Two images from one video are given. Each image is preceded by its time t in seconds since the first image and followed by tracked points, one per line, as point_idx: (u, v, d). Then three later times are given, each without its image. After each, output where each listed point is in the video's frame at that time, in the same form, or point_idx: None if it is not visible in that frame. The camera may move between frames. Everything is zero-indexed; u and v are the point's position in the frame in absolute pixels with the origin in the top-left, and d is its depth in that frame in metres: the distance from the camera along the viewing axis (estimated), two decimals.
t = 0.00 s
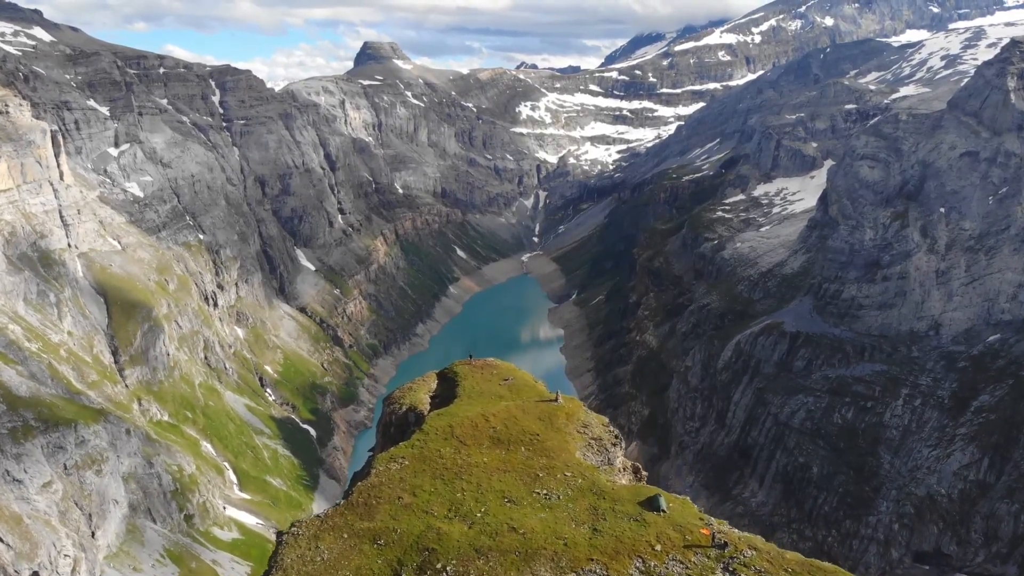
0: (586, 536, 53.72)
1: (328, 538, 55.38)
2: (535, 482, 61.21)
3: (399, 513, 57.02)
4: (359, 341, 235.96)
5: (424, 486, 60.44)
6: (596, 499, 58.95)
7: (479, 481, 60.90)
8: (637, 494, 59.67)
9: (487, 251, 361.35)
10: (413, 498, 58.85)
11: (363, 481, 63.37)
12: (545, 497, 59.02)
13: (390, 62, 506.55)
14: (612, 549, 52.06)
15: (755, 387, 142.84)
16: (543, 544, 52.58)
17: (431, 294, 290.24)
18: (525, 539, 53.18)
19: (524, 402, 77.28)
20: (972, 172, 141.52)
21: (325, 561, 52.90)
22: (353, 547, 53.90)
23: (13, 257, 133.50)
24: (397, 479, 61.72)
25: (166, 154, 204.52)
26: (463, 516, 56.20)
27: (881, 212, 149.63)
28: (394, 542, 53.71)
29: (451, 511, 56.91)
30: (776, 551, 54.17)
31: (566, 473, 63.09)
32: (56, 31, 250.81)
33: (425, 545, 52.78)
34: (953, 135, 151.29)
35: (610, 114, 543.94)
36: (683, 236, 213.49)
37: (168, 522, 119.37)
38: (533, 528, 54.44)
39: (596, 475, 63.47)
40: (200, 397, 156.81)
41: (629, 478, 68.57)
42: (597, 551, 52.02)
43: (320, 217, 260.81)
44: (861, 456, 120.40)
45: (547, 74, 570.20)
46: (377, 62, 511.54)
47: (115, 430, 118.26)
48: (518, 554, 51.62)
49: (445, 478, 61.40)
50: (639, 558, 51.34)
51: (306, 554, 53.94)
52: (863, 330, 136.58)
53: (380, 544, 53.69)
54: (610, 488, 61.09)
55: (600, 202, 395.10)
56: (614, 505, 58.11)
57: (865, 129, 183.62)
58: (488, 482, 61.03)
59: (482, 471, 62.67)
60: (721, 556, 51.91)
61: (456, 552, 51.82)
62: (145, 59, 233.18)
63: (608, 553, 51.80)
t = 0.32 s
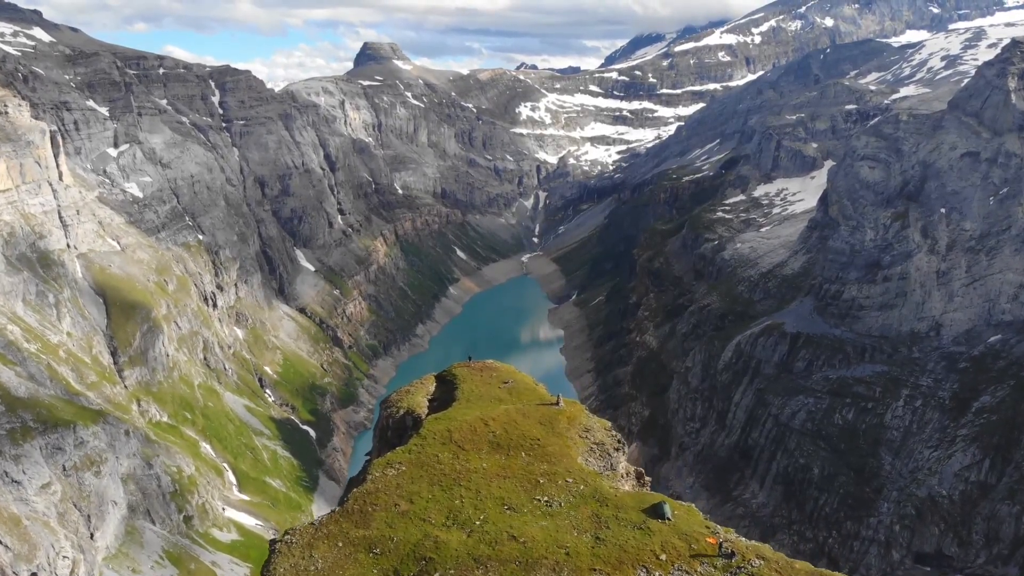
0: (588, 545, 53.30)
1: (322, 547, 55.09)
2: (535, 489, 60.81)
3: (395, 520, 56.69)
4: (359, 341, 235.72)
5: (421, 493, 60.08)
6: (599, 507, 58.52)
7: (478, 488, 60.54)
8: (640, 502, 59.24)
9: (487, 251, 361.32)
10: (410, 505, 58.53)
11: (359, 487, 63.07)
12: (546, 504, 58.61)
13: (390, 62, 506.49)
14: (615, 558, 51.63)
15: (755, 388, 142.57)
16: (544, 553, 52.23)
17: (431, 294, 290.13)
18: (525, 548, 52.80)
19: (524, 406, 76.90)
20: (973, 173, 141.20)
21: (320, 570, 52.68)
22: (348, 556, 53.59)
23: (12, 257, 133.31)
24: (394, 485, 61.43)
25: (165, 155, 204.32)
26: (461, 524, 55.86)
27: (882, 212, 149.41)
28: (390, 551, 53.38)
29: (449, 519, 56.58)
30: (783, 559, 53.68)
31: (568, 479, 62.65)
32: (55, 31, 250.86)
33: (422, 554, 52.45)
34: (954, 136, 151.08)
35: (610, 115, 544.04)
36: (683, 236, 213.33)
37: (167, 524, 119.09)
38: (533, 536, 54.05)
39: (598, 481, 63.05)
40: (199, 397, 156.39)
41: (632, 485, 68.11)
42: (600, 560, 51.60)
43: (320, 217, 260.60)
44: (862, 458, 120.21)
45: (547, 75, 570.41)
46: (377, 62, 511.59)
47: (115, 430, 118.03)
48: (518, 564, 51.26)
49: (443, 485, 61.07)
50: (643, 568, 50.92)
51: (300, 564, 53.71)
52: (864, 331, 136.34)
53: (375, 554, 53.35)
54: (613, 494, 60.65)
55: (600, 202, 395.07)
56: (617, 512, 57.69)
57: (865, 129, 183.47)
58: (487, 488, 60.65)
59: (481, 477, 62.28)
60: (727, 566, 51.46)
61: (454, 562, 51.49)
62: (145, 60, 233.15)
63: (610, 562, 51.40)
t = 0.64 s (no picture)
0: (591, 554, 52.98)
1: (317, 555, 54.55)
2: (536, 495, 60.50)
3: (392, 528, 56.28)
4: (359, 342, 235.47)
5: (419, 500, 59.69)
6: (601, 514, 58.19)
7: (477, 495, 60.19)
8: (643, 509, 58.96)
9: (487, 252, 361.17)
10: (407, 512, 58.15)
11: (356, 492, 62.80)
12: (547, 511, 58.25)
13: (390, 62, 506.38)
14: (618, 568, 51.24)
15: (756, 388, 142.35)
16: (545, 563, 51.85)
17: (430, 295, 289.95)
18: (526, 557, 52.46)
19: (524, 409, 76.70)
20: (974, 173, 140.96)
21: None
22: (343, 564, 53.11)
23: (11, 258, 133.15)
24: (390, 491, 61.13)
25: (164, 155, 204.12)
26: (460, 532, 55.46)
27: (882, 212, 149.18)
28: (387, 560, 52.93)
29: (447, 526, 56.21)
30: (792, 569, 53.21)
31: (569, 485, 62.33)
32: (55, 31, 250.75)
33: (420, 564, 52.06)
34: (954, 136, 150.86)
35: (610, 115, 544.03)
36: (683, 236, 213.14)
37: (166, 524, 118.97)
38: (534, 545, 53.69)
39: (601, 487, 62.72)
40: (199, 398, 156.11)
41: (635, 490, 67.79)
42: (603, 570, 51.22)
43: (320, 218, 260.36)
44: (863, 458, 120.06)
45: (547, 75, 570.52)
46: (377, 62, 511.68)
47: (114, 431, 117.82)
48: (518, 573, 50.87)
49: (441, 491, 60.75)
50: None
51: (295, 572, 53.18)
52: (864, 332, 136.11)
53: (371, 562, 52.89)
54: (616, 502, 60.28)
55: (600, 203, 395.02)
56: (620, 520, 57.41)
57: (866, 128, 183.19)
58: (487, 495, 60.29)
59: (480, 483, 61.95)
60: None
61: (453, 572, 51.08)
62: (144, 60, 233.20)
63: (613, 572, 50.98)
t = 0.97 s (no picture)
0: (593, 562, 51.72)
1: (311, 562, 53.39)
2: (536, 501, 59.53)
3: (388, 535, 55.14)
4: (358, 341, 235.13)
5: (416, 506, 58.67)
6: (604, 520, 57.09)
7: (476, 501, 59.17)
8: (647, 515, 57.79)
9: (487, 251, 360.79)
10: (404, 519, 57.09)
11: (352, 498, 61.91)
12: (548, 518, 57.14)
13: (389, 62, 506.28)
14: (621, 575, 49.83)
15: (756, 388, 142.17)
16: (546, 571, 50.62)
17: (430, 294, 289.63)
18: (526, 565, 51.31)
19: (525, 412, 76.08)
20: (975, 172, 140.73)
21: None
22: (338, 572, 51.89)
23: (10, 258, 132.91)
24: (387, 496, 60.16)
25: (164, 155, 203.86)
26: (458, 539, 54.37)
27: (883, 212, 148.89)
28: (382, 567, 51.73)
29: (444, 533, 55.05)
30: None
31: (571, 491, 61.31)
32: (55, 31, 250.56)
33: (416, 571, 50.87)
34: (955, 135, 150.57)
35: (610, 115, 543.72)
36: (683, 236, 212.77)
37: (165, 524, 118.86)
38: (534, 553, 52.54)
39: (603, 493, 61.64)
40: (198, 398, 155.77)
41: (638, 495, 66.64)
42: None
43: (320, 217, 259.96)
44: (863, 458, 119.96)
45: (547, 75, 570.13)
46: (377, 62, 511.52)
47: (113, 431, 117.58)
48: None
49: (440, 497, 59.77)
50: None
51: None
52: (865, 331, 135.93)
53: (367, 570, 51.67)
54: (620, 508, 59.11)
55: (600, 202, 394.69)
56: (623, 526, 56.04)
57: (867, 128, 182.80)
58: (486, 501, 59.26)
59: (479, 488, 60.96)
60: None
61: None
62: (144, 59, 233.38)
63: None
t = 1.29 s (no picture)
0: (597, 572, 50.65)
1: (304, 570, 51.41)
2: (537, 507, 58.15)
3: (384, 543, 53.34)
4: (358, 342, 234.79)
5: (413, 512, 56.96)
6: (607, 528, 56.07)
7: (475, 507, 57.61)
8: (651, 522, 57.11)
9: (487, 251, 360.51)
10: (400, 526, 55.31)
11: (347, 503, 60.11)
12: (550, 525, 55.87)
13: (389, 61, 506.10)
14: None
15: (756, 388, 141.89)
16: None
17: (430, 294, 289.31)
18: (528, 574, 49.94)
19: (525, 415, 75.19)
20: (975, 172, 140.51)
21: None
22: None
23: (9, 258, 132.61)
24: (383, 502, 58.41)
25: (163, 154, 203.59)
26: (457, 547, 52.72)
27: (883, 211, 148.47)
28: None
29: (443, 541, 53.39)
30: None
31: (573, 497, 60.23)
32: (54, 30, 250.31)
33: None
34: (955, 135, 150.25)
35: (610, 114, 543.58)
36: (683, 236, 212.35)
37: (164, 525, 118.57)
38: (537, 561, 51.25)
39: (606, 499, 60.80)
40: (198, 398, 155.60)
41: (640, 500, 66.03)
42: None
43: (319, 217, 259.56)
44: (864, 458, 119.83)
45: (547, 74, 569.84)
46: (377, 61, 511.55)
47: (112, 432, 117.21)
48: None
49: (437, 503, 58.11)
50: None
51: None
52: (865, 331, 135.56)
53: None
54: (623, 515, 58.35)
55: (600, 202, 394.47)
56: (627, 534, 55.33)
57: (868, 127, 182.49)
58: (486, 507, 57.80)
59: (478, 494, 59.49)
60: None
61: None
62: (143, 59, 233.71)
63: None
